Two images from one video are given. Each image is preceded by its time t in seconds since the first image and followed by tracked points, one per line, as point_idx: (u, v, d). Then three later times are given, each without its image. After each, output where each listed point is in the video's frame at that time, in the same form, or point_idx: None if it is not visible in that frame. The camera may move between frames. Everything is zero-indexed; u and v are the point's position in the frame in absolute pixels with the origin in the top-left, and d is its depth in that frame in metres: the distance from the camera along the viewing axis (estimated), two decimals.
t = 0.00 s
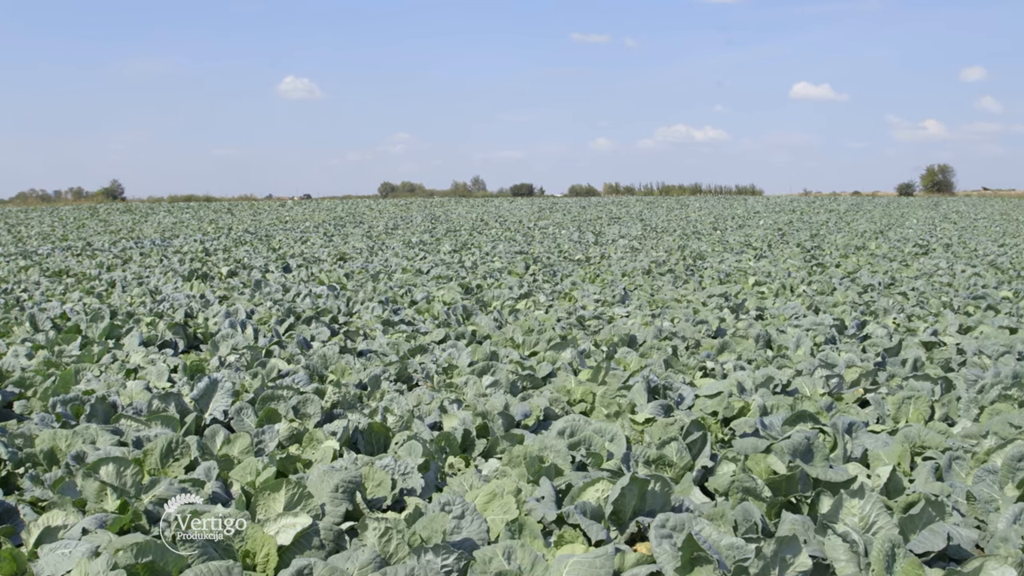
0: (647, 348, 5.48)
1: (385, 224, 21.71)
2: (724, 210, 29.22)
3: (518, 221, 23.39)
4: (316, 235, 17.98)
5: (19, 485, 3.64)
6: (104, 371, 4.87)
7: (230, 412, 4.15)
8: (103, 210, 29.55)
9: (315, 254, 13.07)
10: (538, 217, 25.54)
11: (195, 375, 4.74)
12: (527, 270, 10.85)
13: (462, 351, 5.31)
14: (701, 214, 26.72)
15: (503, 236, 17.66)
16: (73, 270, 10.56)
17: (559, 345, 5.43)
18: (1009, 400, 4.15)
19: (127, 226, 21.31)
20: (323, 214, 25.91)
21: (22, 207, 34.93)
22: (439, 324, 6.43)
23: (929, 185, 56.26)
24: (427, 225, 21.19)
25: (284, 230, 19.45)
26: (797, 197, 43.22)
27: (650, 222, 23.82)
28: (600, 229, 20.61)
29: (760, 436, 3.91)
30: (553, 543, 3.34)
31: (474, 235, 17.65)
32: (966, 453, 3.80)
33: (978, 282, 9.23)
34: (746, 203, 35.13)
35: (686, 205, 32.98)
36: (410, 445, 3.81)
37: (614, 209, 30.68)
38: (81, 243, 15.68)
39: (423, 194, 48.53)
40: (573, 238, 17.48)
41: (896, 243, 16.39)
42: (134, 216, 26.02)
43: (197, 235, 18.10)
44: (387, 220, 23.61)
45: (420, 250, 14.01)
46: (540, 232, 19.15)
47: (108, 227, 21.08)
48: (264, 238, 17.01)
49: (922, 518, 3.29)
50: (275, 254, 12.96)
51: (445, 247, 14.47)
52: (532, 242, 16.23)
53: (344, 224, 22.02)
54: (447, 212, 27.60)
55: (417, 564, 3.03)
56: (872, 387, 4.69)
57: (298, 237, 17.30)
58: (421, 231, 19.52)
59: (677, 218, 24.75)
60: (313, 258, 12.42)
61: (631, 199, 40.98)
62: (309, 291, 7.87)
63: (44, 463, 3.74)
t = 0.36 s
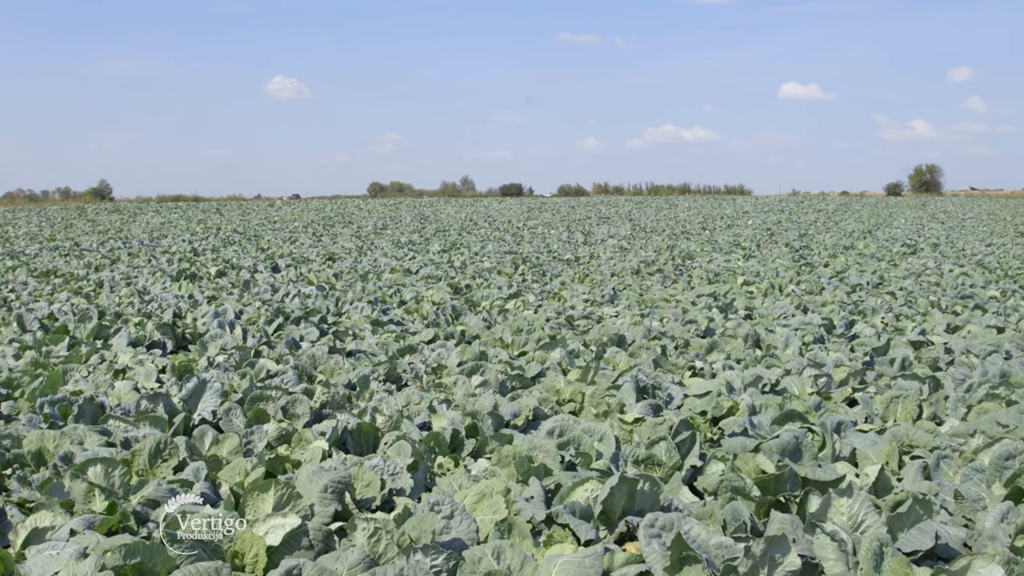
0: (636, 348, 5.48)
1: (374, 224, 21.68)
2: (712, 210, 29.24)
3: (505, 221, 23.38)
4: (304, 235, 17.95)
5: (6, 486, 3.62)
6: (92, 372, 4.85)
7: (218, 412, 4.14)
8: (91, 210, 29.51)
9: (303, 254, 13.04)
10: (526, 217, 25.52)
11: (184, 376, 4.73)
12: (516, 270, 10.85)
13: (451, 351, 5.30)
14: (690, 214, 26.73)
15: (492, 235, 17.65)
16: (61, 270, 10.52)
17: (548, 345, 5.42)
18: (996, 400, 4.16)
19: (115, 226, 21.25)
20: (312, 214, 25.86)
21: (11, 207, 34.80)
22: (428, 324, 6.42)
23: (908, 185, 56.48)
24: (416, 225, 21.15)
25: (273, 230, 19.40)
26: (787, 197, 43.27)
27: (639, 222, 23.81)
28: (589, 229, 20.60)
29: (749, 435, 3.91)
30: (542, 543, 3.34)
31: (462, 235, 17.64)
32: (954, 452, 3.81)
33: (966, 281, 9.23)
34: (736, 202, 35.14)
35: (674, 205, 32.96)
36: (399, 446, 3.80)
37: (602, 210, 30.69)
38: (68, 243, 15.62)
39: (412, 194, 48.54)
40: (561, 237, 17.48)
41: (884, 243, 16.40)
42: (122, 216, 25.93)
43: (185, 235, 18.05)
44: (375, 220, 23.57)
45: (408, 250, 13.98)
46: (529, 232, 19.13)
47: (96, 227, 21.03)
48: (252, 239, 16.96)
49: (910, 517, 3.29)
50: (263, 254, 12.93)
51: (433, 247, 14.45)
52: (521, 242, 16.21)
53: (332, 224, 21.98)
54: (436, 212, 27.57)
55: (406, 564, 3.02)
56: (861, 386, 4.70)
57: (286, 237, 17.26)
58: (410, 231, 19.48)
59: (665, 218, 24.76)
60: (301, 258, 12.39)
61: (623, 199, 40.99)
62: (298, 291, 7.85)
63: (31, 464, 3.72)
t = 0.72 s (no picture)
0: (623, 347, 5.48)
1: (361, 224, 21.66)
2: (698, 210, 29.31)
3: (493, 221, 23.39)
4: (291, 235, 17.91)
5: None
6: (77, 373, 4.83)
7: (205, 413, 4.13)
8: (76, 210, 29.44)
9: (289, 254, 13.01)
10: (514, 218, 25.53)
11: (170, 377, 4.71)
12: (503, 270, 10.85)
13: (438, 351, 5.30)
14: (677, 214, 26.79)
15: (479, 236, 17.67)
16: (46, 271, 10.47)
17: (535, 345, 5.42)
18: (981, 399, 4.18)
19: (100, 226, 21.16)
20: (300, 215, 25.83)
21: None
22: (415, 325, 6.41)
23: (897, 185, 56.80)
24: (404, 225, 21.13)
25: (259, 230, 19.34)
26: (776, 197, 43.40)
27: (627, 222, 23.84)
28: (577, 229, 20.61)
29: (735, 435, 3.92)
30: (529, 543, 3.34)
31: (452, 235, 17.56)
32: (939, 451, 3.82)
33: (951, 281, 9.26)
34: (724, 203, 35.25)
35: (661, 205, 32.99)
36: (386, 446, 3.80)
37: (589, 210, 30.73)
38: (53, 244, 15.53)
39: (403, 194, 48.56)
40: (549, 238, 17.49)
41: (870, 243, 16.44)
42: (109, 216, 25.84)
43: (173, 235, 18.00)
44: (363, 220, 23.58)
45: (395, 251, 13.97)
46: (517, 232, 19.14)
47: (81, 228, 20.93)
48: (238, 239, 16.92)
49: (896, 516, 3.30)
50: (250, 254, 12.90)
51: (420, 248, 14.44)
52: (508, 242, 16.22)
53: (320, 224, 21.94)
54: (423, 212, 27.53)
55: (393, 564, 3.02)
56: (847, 386, 4.72)
57: (274, 237, 17.22)
58: (398, 231, 19.46)
59: (653, 218, 24.81)
60: (287, 259, 12.36)
61: (614, 199, 41.04)
62: (284, 292, 7.83)
63: (17, 466, 3.69)
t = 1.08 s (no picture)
0: (609, 348, 5.49)
1: (347, 225, 21.65)
2: (682, 210, 29.42)
3: (479, 222, 23.43)
4: (277, 235, 17.86)
5: None
6: (61, 374, 4.80)
7: (189, 415, 4.11)
8: (61, 210, 29.30)
9: (275, 255, 12.99)
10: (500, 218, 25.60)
11: (154, 378, 4.69)
12: (489, 270, 10.87)
13: (424, 351, 5.29)
14: (662, 214, 26.90)
15: (465, 236, 17.71)
16: (30, 271, 10.42)
17: (520, 345, 5.43)
18: (965, 398, 4.20)
19: (84, 227, 21.05)
20: (288, 216, 25.85)
21: None
22: (401, 325, 6.41)
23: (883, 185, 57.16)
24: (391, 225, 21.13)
25: (245, 231, 19.28)
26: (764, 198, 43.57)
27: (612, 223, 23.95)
28: (562, 229, 20.73)
29: (721, 435, 3.92)
30: (515, 543, 3.34)
31: (434, 235, 17.84)
32: (923, 450, 3.84)
33: (935, 281, 9.32)
34: (708, 203, 35.58)
35: (647, 205, 33.04)
36: (371, 447, 3.79)
37: (573, 211, 30.79)
38: (36, 245, 15.43)
39: (391, 194, 48.57)
40: (535, 238, 17.53)
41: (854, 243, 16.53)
42: (93, 216, 25.78)
43: (159, 236, 17.97)
44: (348, 220, 23.60)
45: (381, 251, 13.96)
46: (504, 233, 19.19)
47: (64, 228, 20.82)
48: (225, 239, 16.89)
49: (880, 515, 3.32)
50: (235, 255, 12.85)
51: (407, 248, 14.44)
52: (494, 242, 16.24)
53: (307, 225, 21.92)
54: (410, 212, 27.53)
55: (378, 565, 3.01)
56: (831, 385, 4.74)
57: (260, 238, 17.21)
58: (385, 231, 19.48)
59: (639, 218, 24.94)
60: (272, 259, 12.34)
61: (603, 199, 41.16)
62: (269, 293, 7.81)
63: None
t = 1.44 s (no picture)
0: (593, 348, 5.49)
1: (332, 225, 21.62)
2: (667, 210, 29.53)
3: (465, 221, 23.44)
4: (262, 236, 17.80)
5: None
6: (43, 376, 4.77)
7: (173, 416, 4.09)
8: (44, 210, 29.14)
9: (260, 256, 12.96)
10: (486, 218, 25.63)
11: (138, 379, 4.67)
12: (474, 270, 10.87)
13: (408, 352, 5.29)
14: (647, 214, 26.99)
15: (450, 236, 17.74)
16: (12, 272, 10.36)
17: (505, 345, 5.43)
18: (948, 398, 4.22)
19: (67, 227, 20.94)
20: (274, 216, 25.83)
21: None
22: (385, 326, 6.41)
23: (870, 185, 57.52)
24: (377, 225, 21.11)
25: (230, 231, 19.20)
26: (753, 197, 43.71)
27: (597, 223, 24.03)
28: (547, 229, 20.80)
29: (705, 435, 3.93)
30: (500, 543, 3.33)
31: (419, 235, 17.90)
32: (906, 449, 3.86)
33: (919, 281, 9.37)
34: (693, 203, 35.82)
35: (632, 205, 32.89)
36: (356, 448, 3.78)
37: (558, 211, 30.82)
38: (18, 245, 15.33)
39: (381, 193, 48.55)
40: (520, 238, 17.55)
41: (838, 243, 16.60)
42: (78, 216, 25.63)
43: (144, 236, 17.91)
44: (333, 221, 23.58)
45: (367, 252, 13.94)
46: (489, 233, 19.22)
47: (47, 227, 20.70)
48: (211, 239, 16.85)
49: (864, 514, 3.33)
50: (220, 255, 12.83)
51: (392, 249, 14.43)
52: (479, 243, 16.25)
53: (293, 225, 21.89)
54: (396, 211, 27.52)
55: (363, 566, 3.00)
56: (815, 385, 4.75)
57: (244, 238, 17.19)
58: (371, 231, 19.47)
59: (625, 218, 25.03)
60: (257, 260, 12.31)
61: (592, 199, 41.25)
62: (253, 294, 7.79)
63: None
